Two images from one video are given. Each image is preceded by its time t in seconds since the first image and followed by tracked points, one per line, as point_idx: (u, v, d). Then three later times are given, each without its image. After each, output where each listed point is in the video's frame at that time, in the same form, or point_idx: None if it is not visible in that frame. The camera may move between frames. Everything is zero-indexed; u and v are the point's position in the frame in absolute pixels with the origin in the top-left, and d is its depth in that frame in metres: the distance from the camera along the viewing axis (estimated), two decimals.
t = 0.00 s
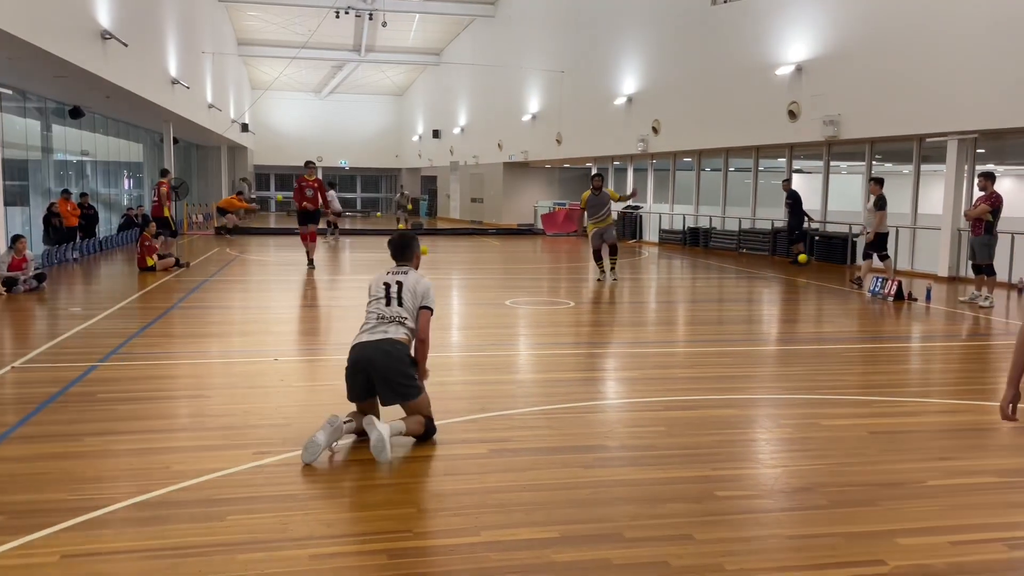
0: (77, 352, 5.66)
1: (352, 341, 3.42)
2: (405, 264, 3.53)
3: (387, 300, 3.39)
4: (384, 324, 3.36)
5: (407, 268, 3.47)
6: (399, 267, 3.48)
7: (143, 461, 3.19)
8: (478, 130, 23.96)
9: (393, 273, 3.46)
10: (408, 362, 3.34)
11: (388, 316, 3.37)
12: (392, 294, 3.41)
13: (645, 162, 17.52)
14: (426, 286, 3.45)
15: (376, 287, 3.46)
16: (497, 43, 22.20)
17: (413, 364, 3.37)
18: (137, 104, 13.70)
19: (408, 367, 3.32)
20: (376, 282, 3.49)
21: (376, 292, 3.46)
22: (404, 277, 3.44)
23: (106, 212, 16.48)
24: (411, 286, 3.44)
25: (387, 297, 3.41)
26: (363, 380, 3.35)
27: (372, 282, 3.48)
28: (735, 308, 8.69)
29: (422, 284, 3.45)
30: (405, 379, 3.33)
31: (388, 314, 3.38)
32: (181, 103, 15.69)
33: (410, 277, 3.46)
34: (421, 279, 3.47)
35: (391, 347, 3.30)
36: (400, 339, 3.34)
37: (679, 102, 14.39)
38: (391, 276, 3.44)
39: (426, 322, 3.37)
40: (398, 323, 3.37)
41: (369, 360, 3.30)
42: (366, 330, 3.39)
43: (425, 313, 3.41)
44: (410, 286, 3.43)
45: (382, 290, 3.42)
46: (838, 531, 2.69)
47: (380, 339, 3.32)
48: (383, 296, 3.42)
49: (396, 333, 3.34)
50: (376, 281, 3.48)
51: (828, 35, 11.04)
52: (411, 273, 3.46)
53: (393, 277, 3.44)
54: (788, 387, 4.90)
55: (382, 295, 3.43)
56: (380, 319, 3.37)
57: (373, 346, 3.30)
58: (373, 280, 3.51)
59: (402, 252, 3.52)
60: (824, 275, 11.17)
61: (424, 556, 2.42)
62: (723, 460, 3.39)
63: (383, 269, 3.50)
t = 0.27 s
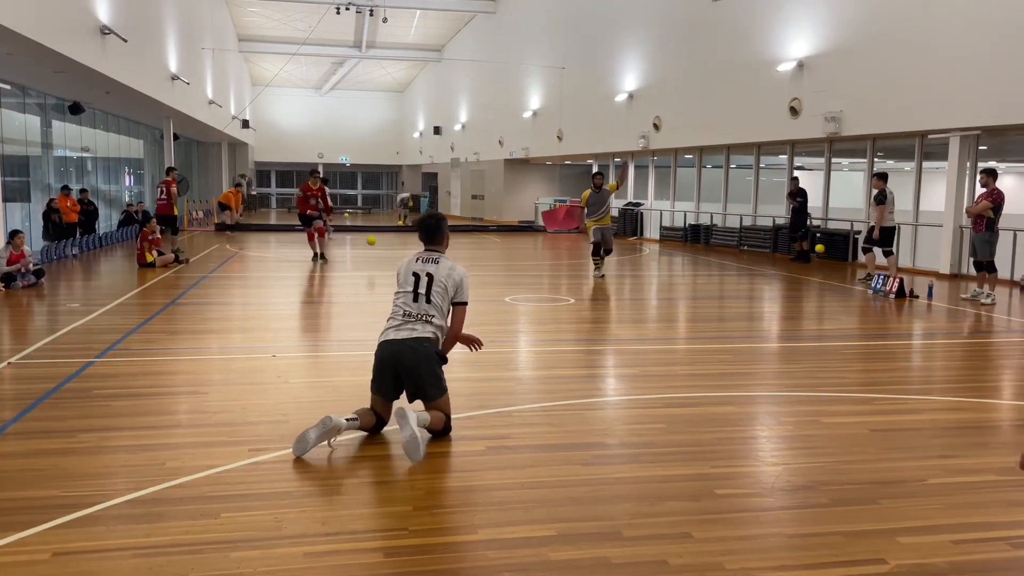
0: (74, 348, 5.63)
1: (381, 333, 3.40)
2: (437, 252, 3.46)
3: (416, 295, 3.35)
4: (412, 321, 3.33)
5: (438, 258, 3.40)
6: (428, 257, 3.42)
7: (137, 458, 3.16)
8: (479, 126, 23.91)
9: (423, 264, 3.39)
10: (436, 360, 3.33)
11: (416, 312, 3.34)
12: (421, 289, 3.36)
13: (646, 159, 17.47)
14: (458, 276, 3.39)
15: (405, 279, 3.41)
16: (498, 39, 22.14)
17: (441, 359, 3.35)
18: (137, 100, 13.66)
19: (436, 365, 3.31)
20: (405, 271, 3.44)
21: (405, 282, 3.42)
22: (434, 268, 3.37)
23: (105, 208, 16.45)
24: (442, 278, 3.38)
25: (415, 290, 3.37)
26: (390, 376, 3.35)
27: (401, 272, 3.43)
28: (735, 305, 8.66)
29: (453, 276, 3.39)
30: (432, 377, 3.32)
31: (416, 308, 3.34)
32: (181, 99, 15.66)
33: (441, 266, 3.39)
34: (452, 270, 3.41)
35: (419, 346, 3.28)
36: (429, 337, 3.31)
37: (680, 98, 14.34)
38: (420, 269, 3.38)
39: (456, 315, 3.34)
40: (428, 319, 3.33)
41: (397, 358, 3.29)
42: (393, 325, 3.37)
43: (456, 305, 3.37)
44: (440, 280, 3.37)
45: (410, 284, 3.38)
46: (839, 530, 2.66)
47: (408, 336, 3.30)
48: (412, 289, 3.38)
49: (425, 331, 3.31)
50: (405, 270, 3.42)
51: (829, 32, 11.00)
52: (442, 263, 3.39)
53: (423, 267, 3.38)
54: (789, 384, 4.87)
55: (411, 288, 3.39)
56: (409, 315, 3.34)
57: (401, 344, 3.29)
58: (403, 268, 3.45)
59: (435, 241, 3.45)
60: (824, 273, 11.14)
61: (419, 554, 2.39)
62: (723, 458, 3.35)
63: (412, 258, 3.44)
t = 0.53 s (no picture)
0: (74, 346, 5.60)
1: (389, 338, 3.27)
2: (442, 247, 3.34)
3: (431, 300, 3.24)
4: (428, 327, 3.23)
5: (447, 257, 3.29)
6: (437, 255, 3.29)
7: (133, 459, 3.12)
8: (482, 123, 23.86)
9: (435, 265, 3.27)
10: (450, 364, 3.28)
11: (430, 318, 3.24)
12: (435, 291, 3.25)
13: (650, 155, 17.41)
14: (466, 273, 3.31)
15: (415, 280, 3.26)
16: (501, 35, 22.07)
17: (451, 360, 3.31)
18: (139, 96, 13.63)
19: (451, 371, 3.28)
20: (410, 270, 3.29)
21: (413, 282, 3.27)
22: (445, 268, 3.27)
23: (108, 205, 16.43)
24: (451, 277, 3.29)
25: (428, 293, 3.25)
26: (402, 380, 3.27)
27: (408, 272, 3.28)
28: (739, 302, 8.61)
29: (463, 276, 3.31)
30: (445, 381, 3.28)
31: (431, 312, 3.24)
32: (184, 95, 15.61)
33: (449, 266, 3.29)
34: (459, 267, 3.31)
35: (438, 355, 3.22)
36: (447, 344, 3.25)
37: (684, 95, 14.28)
38: (432, 271, 3.26)
39: (466, 311, 3.35)
40: (444, 325, 3.25)
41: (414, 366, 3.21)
42: (406, 328, 3.25)
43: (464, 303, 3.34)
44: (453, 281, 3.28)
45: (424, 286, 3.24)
46: (845, 533, 2.61)
47: (426, 344, 3.21)
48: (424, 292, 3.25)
49: (443, 338, 3.24)
50: (411, 270, 3.27)
51: (835, 27, 10.93)
52: (451, 262, 3.29)
53: (432, 267, 3.26)
54: (794, 383, 4.82)
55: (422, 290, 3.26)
56: (422, 321, 3.24)
57: (420, 352, 3.20)
58: (406, 266, 3.30)
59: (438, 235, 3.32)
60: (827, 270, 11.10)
61: (417, 557, 2.35)
62: (728, 459, 3.31)
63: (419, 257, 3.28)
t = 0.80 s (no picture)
0: (71, 346, 5.54)
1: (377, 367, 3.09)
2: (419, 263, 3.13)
3: (421, 327, 3.06)
4: (420, 356, 3.08)
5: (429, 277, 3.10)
6: (419, 276, 3.09)
7: (128, 463, 3.07)
8: (484, 120, 23.77)
9: (419, 288, 3.07)
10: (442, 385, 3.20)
11: (420, 345, 3.08)
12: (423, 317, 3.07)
13: (653, 153, 17.34)
14: (446, 289, 3.15)
15: (400, 307, 3.05)
16: (503, 31, 21.98)
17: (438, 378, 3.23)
18: (139, 93, 13.57)
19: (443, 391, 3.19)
20: (391, 294, 3.06)
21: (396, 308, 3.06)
22: (428, 289, 3.09)
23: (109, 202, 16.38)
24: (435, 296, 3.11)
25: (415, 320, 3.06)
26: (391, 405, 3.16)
27: (391, 297, 3.05)
28: (742, 301, 8.54)
29: (446, 293, 3.14)
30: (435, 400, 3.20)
31: (420, 339, 3.08)
32: (184, 92, 15.55)
33: (430, 284, 3.12)
34: (440, 283, 3.14)
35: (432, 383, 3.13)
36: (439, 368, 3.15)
37: (687, 92, 14.19)
38: (417, 294, 3.06)
39: (450, 328, 3.17)
40: (435, 350, 3.12)
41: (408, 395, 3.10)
42: (395, 357, 3.08)
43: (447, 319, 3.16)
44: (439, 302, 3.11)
45: (412, 313, 3.05)
46: (855, 541, 2.54)
47: (420, 373, 3.09)
48: (412, 318, 3.06)
49: (435, 364, 3.13)
50: (394, 294, 3.05)
51: (839, 24, 10.84)
52: (432, 280, 3.11)
53: (415, 289, 3.07)
54: (800, 384, 4.75)
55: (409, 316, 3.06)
56: (413, 349, 3.08)
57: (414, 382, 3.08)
58: (385, 290, 3.06)
59: (412, 252, 3.12)
60: (831, 268, 11.03)
61: (416, 566, 2.29)
62: (734, 463, 3.24)
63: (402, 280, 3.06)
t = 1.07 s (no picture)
0: (70, 345, 5.48)
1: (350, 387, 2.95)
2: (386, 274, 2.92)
3: (391, 345, 2.89)
4: (394, 374, 2.92)
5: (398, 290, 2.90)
6: (387, 291, 2.89)
7: (125, 465, 3.00)
8: (489, 117, 23.71)
9: (387, 303, 2.88)
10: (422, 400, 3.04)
11: (394, 362, 2.91)
12: (392, 334, 2.89)
13: (658, 150, 17.25)
14: (419, 298, 2.95)
15: (367, 326, 2.87)
16: (508, 28, 21.91)
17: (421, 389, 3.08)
18: (142, 90, 13.51)
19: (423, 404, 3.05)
20: (357, 311, 2.87)
21: (365, 323, 2.87)
22: (398, 302, 2.89)
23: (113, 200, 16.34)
24: (406, 308, 2.92)
25: (386, 335, 2.88)
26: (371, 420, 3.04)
27: (357, 315, 2.86)
28: (749, 299, 8.47)
29: (418, 304, 2.94)
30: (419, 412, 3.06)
31: (394, 354, 2.91)
32: (188, 90, 15.51)
33: (400, 296, 2.92)
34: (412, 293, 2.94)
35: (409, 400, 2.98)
36: (417, 385, 2.99)
37: (693, 88, 14.11)
38: (385, 310, 2.87)
39: (427, 340, 2.95)
40: (410, 367, 2.95)
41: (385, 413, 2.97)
42: (367, 375, 2.92)
43: (422, 330, 2.95)
44: (410, 316, 2.92)
45: (379, 332, 2.87)
46: (871, 547, 2.46)
47: (395, 392, 2.94)
48: (381, 336, 2.88)
49: (411, 381, 2.97)
50: (360, 311, 2.86)
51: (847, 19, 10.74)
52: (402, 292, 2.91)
53: (384, 303, 2.88)
54: (809, 384, 4.67)
55: (378, 333, 2.88)
56: (385, 368, 2.92)
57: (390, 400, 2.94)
58: (352, 305, 2.86)
59: (379, 262, 2.91)
60: (838, 266, 10.94)
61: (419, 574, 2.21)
62: (744, 466, 3.17)
63: (368, 296, 2.87)
